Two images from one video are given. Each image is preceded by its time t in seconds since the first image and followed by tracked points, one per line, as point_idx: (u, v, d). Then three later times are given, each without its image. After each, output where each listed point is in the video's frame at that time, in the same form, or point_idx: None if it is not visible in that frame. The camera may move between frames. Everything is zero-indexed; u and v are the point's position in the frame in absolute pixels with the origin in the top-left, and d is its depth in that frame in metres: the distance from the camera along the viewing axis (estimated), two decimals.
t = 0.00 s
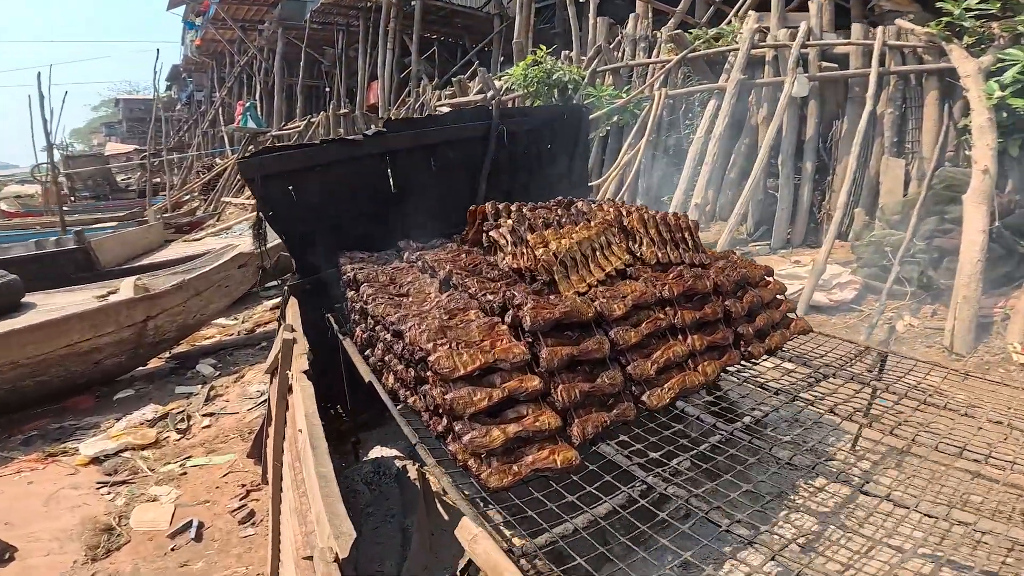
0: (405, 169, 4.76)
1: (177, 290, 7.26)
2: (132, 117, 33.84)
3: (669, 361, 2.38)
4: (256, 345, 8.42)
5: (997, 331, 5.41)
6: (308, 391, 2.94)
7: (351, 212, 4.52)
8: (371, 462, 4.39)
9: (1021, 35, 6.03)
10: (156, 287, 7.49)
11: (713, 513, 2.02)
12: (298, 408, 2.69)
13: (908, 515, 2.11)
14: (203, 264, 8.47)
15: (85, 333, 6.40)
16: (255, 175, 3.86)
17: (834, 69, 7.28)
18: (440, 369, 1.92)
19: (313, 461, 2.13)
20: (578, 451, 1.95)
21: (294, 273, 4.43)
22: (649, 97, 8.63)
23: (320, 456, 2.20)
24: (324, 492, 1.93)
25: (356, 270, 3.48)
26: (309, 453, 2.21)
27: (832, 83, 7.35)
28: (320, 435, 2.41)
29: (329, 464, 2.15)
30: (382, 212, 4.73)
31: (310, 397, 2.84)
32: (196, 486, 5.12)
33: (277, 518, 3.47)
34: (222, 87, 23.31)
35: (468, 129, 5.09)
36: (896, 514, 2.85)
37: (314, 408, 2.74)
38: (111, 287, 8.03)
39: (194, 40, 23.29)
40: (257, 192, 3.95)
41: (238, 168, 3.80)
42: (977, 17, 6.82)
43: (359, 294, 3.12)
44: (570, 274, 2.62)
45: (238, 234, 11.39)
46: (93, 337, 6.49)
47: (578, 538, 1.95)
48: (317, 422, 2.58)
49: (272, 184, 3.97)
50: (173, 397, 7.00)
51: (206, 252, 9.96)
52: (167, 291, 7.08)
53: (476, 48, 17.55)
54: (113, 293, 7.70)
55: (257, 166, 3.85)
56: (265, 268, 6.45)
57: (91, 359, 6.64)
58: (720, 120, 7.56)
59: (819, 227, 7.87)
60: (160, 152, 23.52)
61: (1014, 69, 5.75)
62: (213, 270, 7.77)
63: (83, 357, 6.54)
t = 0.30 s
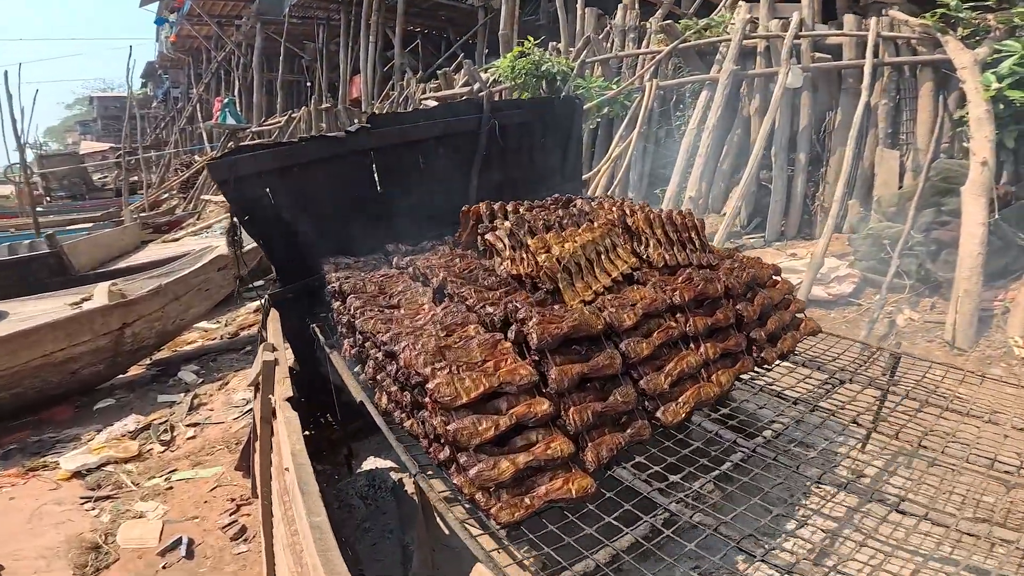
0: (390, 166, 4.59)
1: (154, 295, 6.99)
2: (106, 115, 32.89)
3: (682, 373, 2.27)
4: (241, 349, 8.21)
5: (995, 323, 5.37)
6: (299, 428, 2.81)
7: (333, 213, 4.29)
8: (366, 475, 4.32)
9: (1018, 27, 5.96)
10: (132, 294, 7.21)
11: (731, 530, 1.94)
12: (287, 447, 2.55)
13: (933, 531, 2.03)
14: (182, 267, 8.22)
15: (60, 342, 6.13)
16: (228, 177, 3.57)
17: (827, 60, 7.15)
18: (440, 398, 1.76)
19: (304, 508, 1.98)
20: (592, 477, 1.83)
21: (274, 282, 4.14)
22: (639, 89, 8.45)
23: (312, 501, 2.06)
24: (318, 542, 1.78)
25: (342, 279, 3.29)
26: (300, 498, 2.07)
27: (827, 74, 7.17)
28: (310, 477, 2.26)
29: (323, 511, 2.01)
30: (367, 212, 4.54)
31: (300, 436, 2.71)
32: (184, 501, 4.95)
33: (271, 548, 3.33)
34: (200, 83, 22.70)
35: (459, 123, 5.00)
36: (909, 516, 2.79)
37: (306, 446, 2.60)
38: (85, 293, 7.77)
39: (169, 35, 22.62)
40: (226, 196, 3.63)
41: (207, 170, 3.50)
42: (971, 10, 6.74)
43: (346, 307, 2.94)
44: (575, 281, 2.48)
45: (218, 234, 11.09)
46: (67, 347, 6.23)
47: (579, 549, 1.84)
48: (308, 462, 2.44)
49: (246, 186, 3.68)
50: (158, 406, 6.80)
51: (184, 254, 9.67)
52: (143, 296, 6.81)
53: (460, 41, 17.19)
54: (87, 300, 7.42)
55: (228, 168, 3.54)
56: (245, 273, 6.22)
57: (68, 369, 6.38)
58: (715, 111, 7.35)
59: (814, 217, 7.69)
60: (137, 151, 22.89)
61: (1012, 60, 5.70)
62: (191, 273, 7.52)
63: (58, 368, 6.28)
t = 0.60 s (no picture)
0: (385, 157, 4.49)
1: (142, 292, 6.85)
2: (93, 110, 32.38)
3: (694, 370, 2.21)
4: (235, 346, 8.08)
5: (998, 313, 5.32)
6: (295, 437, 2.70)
7: (324, 206, 4.17)
8: (365, 474, 4.23)
9: (1019, 19, 5.93)
10: (120, 291, 7.07)
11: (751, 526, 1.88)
12: (284, 457, 2.44)
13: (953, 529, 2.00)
14: (171, 263, 8.07)
15: (47, 341, 5.99)
16: (213, 169, 3.42)
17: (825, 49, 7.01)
18: (448, 402, 1.67)
19: (304, 525, 1.88)
20: (607, 481, 1.77)
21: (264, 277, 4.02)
22: (635, 79, 8.31)
23: (313, 516, 1.96)
24: (321, 561, 1.68)
25: (336, 275, 3.17)
26: (299, 513, 1.97)
27: (826, 64, 7.05)
28: (309, 490, 2.16)
29: (325, 527, 1.91)
30: (359, 203, 4.42)
31: (297, 445, 2.60)
32: (179, 503, 4.85)
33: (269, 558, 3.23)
34: (188, 77, 22.32)
35: (456, 113, 4.91)
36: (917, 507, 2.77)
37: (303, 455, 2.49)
38: (71, 291, 7.62)
39: (156, 29, 22.21)
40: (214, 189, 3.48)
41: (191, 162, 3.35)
42: None
43: (342, 304, 2.83)
44: (582, 273, 2.39)
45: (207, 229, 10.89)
46: (55, 346, 6.11)
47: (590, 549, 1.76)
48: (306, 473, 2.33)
49: (234, 179, 3.54)
50: (149, 405, 6.67)
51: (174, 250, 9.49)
52: (131, 293, 6.67)
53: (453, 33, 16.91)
54: (74, 299, 7.27)
55: (215, 159, 3.40)
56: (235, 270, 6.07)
57: (56, 368, 6.25)
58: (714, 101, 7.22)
59: (813, 206, 7.51)
60: (125, 146, 22.54)
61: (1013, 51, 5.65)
62: (180, 270, 7.37)
63: (46, 367, 6.15)
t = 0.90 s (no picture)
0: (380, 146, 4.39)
1: (133, 285, 6.74)
2: (86, 103, 32.03)
3: (701, 366, 2.13)
4: (229, 339, 7.97)
5: (1001, 306, 5.25)
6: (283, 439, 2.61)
7: (317, 196, 4.09)
8: (360, 471, 4.15)
9: None
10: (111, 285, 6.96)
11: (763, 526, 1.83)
12: (270, 462, 2.36)
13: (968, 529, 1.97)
14: (162, 256, 7.96)
15: (38, 337, 5.88)
16: (200, 159, 3.33)
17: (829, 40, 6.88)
18: (445, 403, 1.58)
19: (292, 537, 1.80)
20: (612, 483, 1.70)
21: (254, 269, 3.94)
22: (635, 68, 8.17)
23: (301, 528, 1.88)
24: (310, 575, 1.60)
25: (327, 267, 3.07)
26: (287, 525, 1.89)
27: (828, 55, 6.93)
28: (297, 498, 2.08)
29: (314, 538, 1.83)
30: (352, 194, 4.33)
31: (285, 449, 2.51)
32: (172, 501, 4.77)
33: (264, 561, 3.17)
34: (181, 70, 22.03)
35: (452, 100, 4.81)
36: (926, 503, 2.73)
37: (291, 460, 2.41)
38: (61, 284, 7.51)
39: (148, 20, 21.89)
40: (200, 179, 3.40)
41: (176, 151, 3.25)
42: None
43: (333, 297, 2.74)
44: (584, 265, 2.30)
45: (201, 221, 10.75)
46: (46, 341, 6.00)
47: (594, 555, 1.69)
48: (295, 480, 2.25)
49: (222, 169, 3.45)
50: (142, 400, 6.58)
51: (167, 242, 9.35)
52: (122, 286, 6.56)
53: (450, 24, 16.64)
54: (64, 293, 7.16)
55: (202, 148, 3.30)
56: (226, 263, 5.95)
57: (47, 364, 6.15)
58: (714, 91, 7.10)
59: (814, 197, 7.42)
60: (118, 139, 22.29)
61: (1018, 44, 5.55)
62: (171, 263, 7.26)
63: (37, 363, 6.05)
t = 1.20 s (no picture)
0: (378, 142, 4.33)
1: (130, 284, 6.67)
2: (86, 101, 31.91)
3: (711, 370, 2.07)
4: (227, 339, 7.90)
5: (1012, 305, 5.16)
6: (276, 451, 2.56)
7: (314, 194, 4.02)
8: (360, 474, 4.09)
9: None
10: (108, 284, 6.88)
11: (777, 538, 1.78)
12: (261, 476, 2.32)
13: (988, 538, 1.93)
14: (161, 254, 7.89)
15: (35, 336, 5.81)
16: (192, 155, 3.25)
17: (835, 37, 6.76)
18: (446, 415, 1.50)
19: (286, 556, 1.80)
20: (622, 494, 1.63)
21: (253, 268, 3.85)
22: (637, 65, 8.06)
23: (295, 546, 1.87)
24: None
25: (324, 267, 3.00)
26: (280, 543, 1.88)
27: (832, 52, 6.84)
28: (290, 514, 2.07)
29: (308, 558, 1.82)
30: (350, 192, 4.26)
31: (277, 460, 2.46)
32: (170, 503, 4.71)
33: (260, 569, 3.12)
34: (180, 67, 21.90)
35: (453, 96, 4.75)
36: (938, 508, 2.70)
37: (283, 473, 2.36)
38: (58, 283, 7.44)
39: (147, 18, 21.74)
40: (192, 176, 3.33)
41: (167, 147, 3.18)
42: None
43: (330, 299, 2.67)
44: (591, 266, 2.23)
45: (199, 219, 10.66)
46: (43, 341, 5.92)
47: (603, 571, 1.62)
48: (288, 495, 2.23)
49: (215, 166, 3.38)
50: (140, 400, 6.51)
51: (165, 241, 9.27)
52: (119, 286, 6.49)
53: (451, 20, 16.45)
54: (62, 292, 7.09)
55: (193, 144, 3.23)
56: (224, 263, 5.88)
57: (44, 364, 6.08)
58: (718, 88, 6.99)
59: (819, 194, 7.32)
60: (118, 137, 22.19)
61: None
62: (169, 261, 7.19)
63: (34, 363, 5.97)
